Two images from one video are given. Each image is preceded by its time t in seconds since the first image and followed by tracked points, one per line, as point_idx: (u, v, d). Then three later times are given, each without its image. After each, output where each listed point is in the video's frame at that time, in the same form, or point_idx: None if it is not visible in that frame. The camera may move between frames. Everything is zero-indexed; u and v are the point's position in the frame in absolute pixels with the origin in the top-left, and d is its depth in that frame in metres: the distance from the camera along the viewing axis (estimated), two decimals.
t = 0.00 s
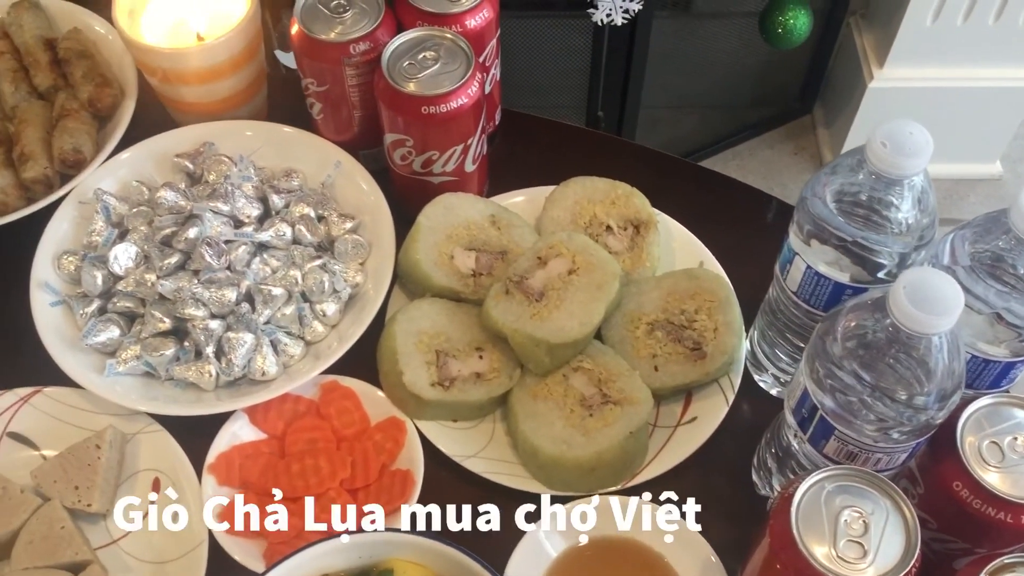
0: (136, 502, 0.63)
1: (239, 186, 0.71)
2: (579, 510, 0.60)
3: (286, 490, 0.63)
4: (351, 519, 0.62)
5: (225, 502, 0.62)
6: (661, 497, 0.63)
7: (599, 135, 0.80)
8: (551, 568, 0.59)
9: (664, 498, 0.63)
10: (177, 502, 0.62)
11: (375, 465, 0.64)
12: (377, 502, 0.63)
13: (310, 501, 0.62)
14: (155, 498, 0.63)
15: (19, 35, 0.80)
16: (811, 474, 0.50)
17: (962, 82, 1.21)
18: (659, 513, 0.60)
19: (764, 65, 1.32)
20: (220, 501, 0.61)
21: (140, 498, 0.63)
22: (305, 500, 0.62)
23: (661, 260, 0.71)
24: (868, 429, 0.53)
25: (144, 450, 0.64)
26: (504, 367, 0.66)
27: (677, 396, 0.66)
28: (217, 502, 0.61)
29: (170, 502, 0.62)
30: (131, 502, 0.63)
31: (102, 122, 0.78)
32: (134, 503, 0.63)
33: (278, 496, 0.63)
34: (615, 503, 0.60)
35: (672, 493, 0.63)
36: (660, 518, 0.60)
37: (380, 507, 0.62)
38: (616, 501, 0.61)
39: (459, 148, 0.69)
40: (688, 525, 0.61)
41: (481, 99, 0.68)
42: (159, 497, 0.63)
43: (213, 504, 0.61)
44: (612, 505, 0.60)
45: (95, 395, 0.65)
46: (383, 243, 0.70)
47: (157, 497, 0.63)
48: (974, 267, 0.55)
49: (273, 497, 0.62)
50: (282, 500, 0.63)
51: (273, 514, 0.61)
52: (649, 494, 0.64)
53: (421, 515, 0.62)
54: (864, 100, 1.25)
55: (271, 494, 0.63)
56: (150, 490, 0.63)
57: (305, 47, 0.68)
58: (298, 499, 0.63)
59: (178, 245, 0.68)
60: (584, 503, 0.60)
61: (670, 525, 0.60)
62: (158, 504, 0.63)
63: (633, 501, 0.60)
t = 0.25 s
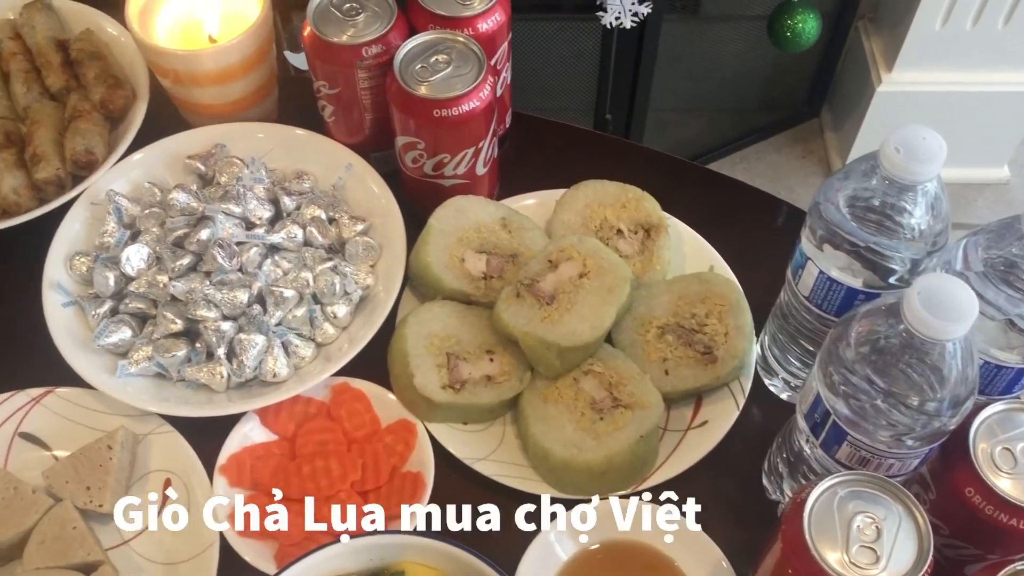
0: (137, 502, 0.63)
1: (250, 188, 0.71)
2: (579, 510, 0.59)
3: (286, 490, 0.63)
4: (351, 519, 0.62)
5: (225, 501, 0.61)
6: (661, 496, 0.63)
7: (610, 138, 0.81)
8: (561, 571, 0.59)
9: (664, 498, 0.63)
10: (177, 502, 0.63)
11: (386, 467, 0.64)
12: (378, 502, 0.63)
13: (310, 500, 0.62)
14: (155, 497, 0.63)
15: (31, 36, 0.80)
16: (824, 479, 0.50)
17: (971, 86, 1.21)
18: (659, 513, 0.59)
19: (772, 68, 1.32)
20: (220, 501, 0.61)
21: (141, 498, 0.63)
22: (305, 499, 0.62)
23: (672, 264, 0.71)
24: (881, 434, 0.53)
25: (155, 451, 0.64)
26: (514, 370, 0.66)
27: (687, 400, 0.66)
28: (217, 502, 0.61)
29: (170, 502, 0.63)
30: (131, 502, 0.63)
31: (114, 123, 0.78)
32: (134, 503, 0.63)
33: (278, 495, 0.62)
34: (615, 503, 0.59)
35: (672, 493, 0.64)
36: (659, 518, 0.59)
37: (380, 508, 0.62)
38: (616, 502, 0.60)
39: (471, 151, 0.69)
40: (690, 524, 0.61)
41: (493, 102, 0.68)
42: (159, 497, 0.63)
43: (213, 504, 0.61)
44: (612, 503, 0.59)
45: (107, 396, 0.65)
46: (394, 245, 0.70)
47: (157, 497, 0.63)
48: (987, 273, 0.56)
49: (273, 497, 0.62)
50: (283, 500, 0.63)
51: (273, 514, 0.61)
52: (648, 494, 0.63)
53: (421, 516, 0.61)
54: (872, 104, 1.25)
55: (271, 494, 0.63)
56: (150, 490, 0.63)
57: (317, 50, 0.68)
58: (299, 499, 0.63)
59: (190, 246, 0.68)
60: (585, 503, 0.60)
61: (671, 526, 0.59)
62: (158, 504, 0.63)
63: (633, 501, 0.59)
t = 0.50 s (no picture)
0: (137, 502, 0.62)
1: (266, 191, 0.71)
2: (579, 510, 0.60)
3: (286, 490, 0.63)
4: (351, 518, 0.62)
5: (225, 501, 0.62)
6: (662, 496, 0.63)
7: (624, 143, 0.81)
8: None
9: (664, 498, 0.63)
10: (177, 502, 0.63)
11: (400, 471, 0.64)
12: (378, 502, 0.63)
13: (310, 501, 0.62)
14: (155, 497, 0.63)
15: (47, 37, 0.81)
16: (841, 487, 0.50)
17: (983, 93, 1.21)
18: (659, 513, 0.60)
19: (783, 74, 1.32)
20: (220, 501, 0.62)
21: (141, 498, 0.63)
22: (305, 500, 0.62)
23: (686, 270, 0.71)
24: (898, 442, 0.53)
25: (169, 453, 0.64)
26: (528, 375, 0.66)
27: (701, 406, 0.66)
28: (217, 502, 0.62)
29: (170, 502, 0.63)
30: (131, 502, 0.62)
31: (129, 125, 0.78)
32: (134, 503, 0.63)
33: (278, 495, 0.63)
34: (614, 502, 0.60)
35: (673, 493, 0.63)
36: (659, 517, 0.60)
37: (381, 508, 0.63)
38: (616, 504, 0.60)
39: (486, 155, 0.69)
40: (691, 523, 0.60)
41: (509, 107, 0.68)
42: (159, 497, 0.64)
43: (214, 504, 0.62)
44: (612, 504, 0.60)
45: (122, 397, 0.65)
46: (408, 249, 0.70)
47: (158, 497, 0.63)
48: (1006, 281, 0.55)
49: (273, 497, 0.63)
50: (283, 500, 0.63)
51: (273, 514, 0.61)
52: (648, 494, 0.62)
53: (421, 515, 0.61)
54: (884, 110, 1.25)
55: (271, 495, 0.63)
56: (151, 489, 0.64)
57: (334, 53, 0.68)
58: (298, 499, 0.63)
59: (205, 249, 0.68)
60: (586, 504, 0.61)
61: (671, 525, 0.59)
62: (157, 504, 0.63)
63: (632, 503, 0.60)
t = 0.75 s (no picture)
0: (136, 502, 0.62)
1: (277, 195, 0.72)
2: (579, 509, 0.61)
3: (287, 490, 0.63)
4: (351, 518, 0.62)
5: (225, 501, 0.62)
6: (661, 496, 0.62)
7: (634, 148, 0.81)
8: None
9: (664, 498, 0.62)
10: (177, 502, 0.63)
11: (409, 475, 0.64)
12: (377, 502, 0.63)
13: (310, 501, 0.62)
14: (155, 497, 0.64)
15: (59, 40, 0.81)
16: (852, 494, 0.50)
17: (992, 100, 1.21)
18: (659, 513, 0.59)
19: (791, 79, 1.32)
20: (220, 501, 0.62)
21: (140, 499, 0.62)
22: (306, 500, 0.62)
23: (696, 276, 0.71)
24: (910, 450, 0.52)
25: (179, 455, 0.65)
26: (538, 380, 0.66)
27: (711, 413, 0.66)
28: (217, 502, 0.62)
29: (170, 502, 0.64)
30: (131, 502, 0.62)
31: (140, 127, 0.78)
32: (134, 503, 0.63)
33: (278, 496, 0.63)
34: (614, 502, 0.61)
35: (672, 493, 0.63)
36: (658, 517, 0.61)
37: (381, 507, 0.63)
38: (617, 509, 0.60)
39: (496, 160, 0.70)
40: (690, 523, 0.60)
41: (520, 112, 0.68)
42: (159, 496, 0.64)
43: (213, 503, 0.62)
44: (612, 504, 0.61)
45: (132, 399, 0.66)
46: (419, 253, 0.71)
47: (157, 497, 0.64)
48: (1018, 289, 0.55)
49: (273, 497, 0.63)
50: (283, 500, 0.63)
51: (273, 514, 0.61)
52: (648, 495, 0.62)
53: (422, 515, 0.62)
54: (892, 116, 1.25)
55: (271, 495, 0.63)
56: (150, 489, 0.64)
57: (346, 58, 0.69)
58: (298, 500, 0.63)
59: (216, 252, 0.68)
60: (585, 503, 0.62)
61: (671, 525, 0.59)
62: (157, 504, 0.64)
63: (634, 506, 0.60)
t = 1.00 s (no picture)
0: (137, 502, 0.62)
1: (284, 198, 0.72)
2: (580, 509, 0.62)
3: (287, 491, 0.63)
4: (351, 518, 0.62)
5: (225, 501, 0.62)
6: (661, 496, 0.62)
7: (641, 153, 0.81)
8: None
9: (664, 498, 0.62)
10: (177, 502, 0.64)
11: (415, 479, 0.64)
12: (377, 502, 0.63)
13: (310, 501, 0.62)
14: (155, 498, 0.63)
15: (67, 43, 0.82)
16: (859, 501, 0.50)
17: (998, 105, 1.21)
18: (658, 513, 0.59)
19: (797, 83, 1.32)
20: (220, 501, 0.62)
21: (141, 498, 0.62)
22: (306, 500, 0.62)
23: (702, 280, 0.71)
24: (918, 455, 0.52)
25: (185, 458, 0.65)
26: (544, 385, 0.66)
27: (717, 418, 0.66)
28: (218, 502, 0.62)
29: (170, 502, 0.64)
30: (131, 502, 0.62)
31: (148, 130, 0.78)
32: (135, 503, 0.62)
33: (279, 496, 0.63)
34: (614, 503, 0.61)
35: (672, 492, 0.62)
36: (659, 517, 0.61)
37: (381, 508, 0.63)
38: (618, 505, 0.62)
39: (503, 164, 0.70)
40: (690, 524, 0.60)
41: (527, 116, 0.68)
42: (158, 496, 0.64)
43: (214, 503, 0.63)
44: (612, 504, 0.61)
45: (138, 402, 0.66)
46: (425, 257, 0.71)
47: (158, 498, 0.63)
48: None
49: (273, 497, 0.63)
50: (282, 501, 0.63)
51: (273, 514, 0.61)
52: (648, 495, 0.61)
53: (421, 515, 0.62)
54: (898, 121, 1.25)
55: (271, 494, 0.63)
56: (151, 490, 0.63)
57: (353, 61, 0.69)
58: (298, 501, 0.63)
59: (223, 255, 0.68)
60: (585, 503, 0.62)
61: (671, 526, 0.58)
62: (157, 503, 0.64)
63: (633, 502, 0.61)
